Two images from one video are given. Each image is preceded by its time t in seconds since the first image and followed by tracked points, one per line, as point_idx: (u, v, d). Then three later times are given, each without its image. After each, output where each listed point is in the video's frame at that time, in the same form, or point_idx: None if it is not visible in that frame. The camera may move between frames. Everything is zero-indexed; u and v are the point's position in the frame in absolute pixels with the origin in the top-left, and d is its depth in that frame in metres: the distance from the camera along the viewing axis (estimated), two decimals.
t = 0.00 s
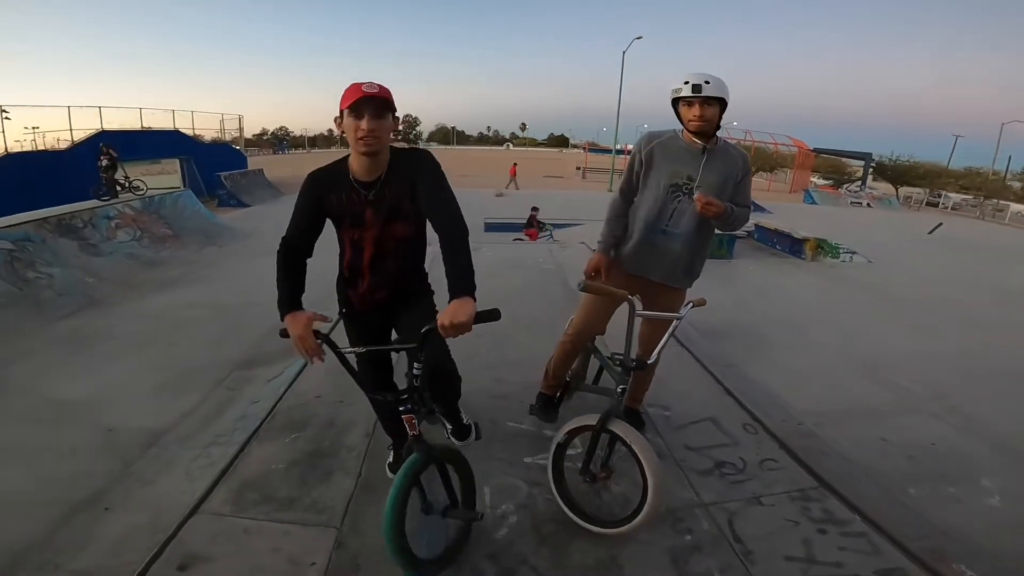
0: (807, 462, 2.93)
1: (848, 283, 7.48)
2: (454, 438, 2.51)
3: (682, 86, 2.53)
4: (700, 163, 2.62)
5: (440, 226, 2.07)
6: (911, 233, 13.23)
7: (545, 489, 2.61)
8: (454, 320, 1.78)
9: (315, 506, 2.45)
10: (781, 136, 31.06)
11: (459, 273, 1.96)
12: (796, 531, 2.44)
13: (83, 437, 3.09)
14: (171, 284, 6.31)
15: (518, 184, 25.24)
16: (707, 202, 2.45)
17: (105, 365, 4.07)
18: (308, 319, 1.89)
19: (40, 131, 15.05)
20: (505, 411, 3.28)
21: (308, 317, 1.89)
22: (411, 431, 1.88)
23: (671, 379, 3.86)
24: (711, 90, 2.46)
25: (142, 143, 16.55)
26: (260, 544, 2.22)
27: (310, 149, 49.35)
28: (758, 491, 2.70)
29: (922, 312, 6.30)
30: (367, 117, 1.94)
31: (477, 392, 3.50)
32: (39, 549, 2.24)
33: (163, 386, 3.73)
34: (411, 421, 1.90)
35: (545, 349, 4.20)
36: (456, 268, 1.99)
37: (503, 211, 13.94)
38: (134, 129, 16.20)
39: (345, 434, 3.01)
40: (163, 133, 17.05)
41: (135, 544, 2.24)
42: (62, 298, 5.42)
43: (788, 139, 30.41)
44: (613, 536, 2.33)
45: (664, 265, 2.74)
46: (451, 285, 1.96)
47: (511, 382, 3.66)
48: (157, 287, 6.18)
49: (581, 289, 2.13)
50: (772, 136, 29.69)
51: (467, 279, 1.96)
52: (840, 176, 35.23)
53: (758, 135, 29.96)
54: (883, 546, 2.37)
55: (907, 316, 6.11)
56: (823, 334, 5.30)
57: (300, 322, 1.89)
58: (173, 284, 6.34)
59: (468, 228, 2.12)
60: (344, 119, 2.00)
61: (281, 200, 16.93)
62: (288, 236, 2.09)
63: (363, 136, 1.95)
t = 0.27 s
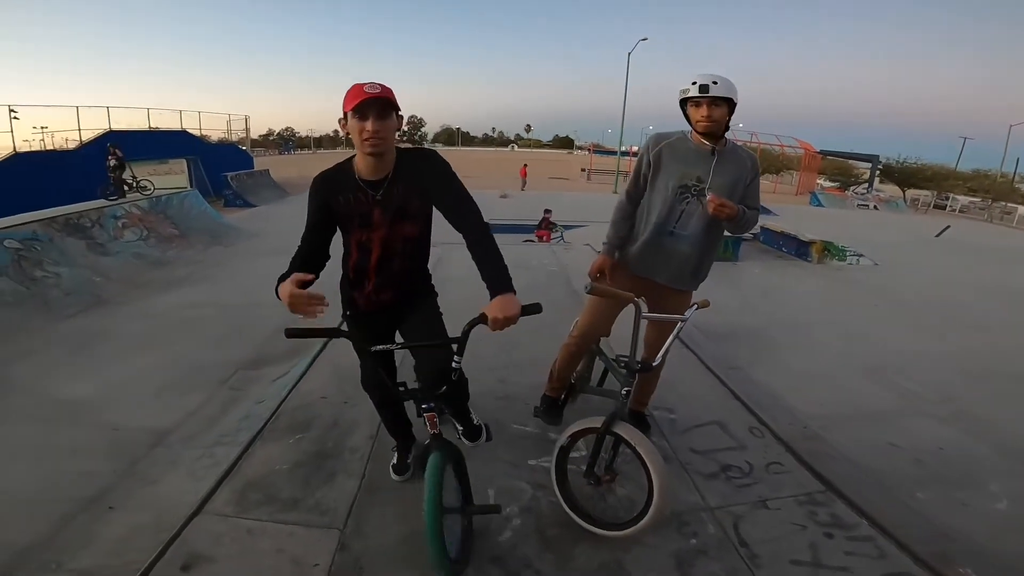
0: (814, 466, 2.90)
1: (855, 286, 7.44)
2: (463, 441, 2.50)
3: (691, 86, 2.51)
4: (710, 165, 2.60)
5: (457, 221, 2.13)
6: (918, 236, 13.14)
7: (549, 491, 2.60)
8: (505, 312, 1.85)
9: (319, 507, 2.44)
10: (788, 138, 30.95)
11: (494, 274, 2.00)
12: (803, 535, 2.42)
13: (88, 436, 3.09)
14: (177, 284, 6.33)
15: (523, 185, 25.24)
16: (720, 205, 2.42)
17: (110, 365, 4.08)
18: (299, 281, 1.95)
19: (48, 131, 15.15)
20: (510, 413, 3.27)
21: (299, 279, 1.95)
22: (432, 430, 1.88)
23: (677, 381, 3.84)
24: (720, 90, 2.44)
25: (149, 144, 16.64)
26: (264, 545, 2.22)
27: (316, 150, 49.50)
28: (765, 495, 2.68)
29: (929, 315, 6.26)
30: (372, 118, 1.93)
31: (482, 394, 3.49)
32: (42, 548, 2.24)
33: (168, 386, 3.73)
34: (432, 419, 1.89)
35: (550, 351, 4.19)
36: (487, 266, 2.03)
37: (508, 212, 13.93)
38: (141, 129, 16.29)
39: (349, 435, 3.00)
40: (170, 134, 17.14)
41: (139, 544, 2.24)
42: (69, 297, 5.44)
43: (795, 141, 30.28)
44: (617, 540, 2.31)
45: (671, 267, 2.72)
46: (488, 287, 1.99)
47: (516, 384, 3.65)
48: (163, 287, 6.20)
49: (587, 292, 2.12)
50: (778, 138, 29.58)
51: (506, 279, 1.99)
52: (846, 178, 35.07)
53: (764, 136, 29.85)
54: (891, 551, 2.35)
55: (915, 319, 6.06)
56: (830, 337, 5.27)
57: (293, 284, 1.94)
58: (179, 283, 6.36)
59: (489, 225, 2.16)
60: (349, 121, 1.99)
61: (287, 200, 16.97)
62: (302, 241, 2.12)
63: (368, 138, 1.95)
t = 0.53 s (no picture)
0: (822, 471, 2.88)
1: (863, 290, 7.39)
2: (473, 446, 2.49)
3: (698, 90, 2.51)
4: (718, 169, 2.60)
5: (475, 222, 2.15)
6: (927, 240, 13.04)
7: (555, 495, 2.59)
8: (529, 314, 1.86)
9: (325, 510, 2.45)
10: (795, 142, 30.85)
11: (511, 278, 2.01)
12: (811, 539, 2.40)
13: (95, 437, 3.11)
14: (184, 286, 6.36)
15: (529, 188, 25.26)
16: (737, 183, 2.35)
17: (118, 366, 4.11)
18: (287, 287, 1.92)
19: (59, 133, 15.30)
20: (516, 416, 3.27)
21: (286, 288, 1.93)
22: (448, 434, 1.88)
23: (683, 386, 3.82)
24: (726, 94, 2.43)
25: (158, 146, 16.78)
26: (269, 548, 2.22)
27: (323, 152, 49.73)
28: (772, 499, 2.66)
29: (938, 319, 6.21)
30: (392, 126, 1.94)
31: (487, 397, 3.49)
32: (49, 548, 2.25)
33: (175, 387, 3.75)
34: (448, 424, 1.89)
35: (556, 355, 4.18)
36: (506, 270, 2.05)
37: (513, 216, 13.95)
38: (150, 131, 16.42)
39: (355, 438, 3.01)
40: (179, 136, 17.27)
41: (145, 544, 2.25)
42: (78, 298, 5.48)
43: (802, 145, 30.18)
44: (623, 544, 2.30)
45: (681, 271, 2.71)
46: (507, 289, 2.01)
47: (522, 388, 3.64)
48: (171, 289, 6.23)
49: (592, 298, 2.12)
50: (785, 141, 29.50)
51: (523, 282, 1.99)
52: (854, 182, 34.90)
53: (771, 140, 29.77)
54: (899, 556, 2.32)
55: (924, 324, 6.01)
56: (838, 341, 5.23)
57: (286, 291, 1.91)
58: (186, 285, 6.40)
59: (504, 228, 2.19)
60: (370, 127, 1.99)
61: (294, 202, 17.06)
62: (316, 240, 2.07)
63: (388, 146, 1.96)
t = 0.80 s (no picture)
0: (829, 476, 2.86)
1: (871, 295, 7.34)
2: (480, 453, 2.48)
3: (705, 95, 2.46)
4: (724, 173, 2.59)
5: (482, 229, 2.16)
6: (936, 245, 12.95)
7: (559, 500, 2.58)
8: (539, 320, 1.87)
9: (330, 512, 2.45)
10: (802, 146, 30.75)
11: (519, 286, 2.01)
12: (817, 545, 2.38)
13: (102, 438, 3.13)
14: (192, 288, 6.40)
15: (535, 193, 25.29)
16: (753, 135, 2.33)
17: (126, 367, 4.13)
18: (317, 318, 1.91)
19: (70, 136, 15.47)
20: (521, 421, 3.26)
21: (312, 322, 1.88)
22: (455, 442, 1.87)
23: (689, 391, 3.81)
24: (729, 105, 2.37)
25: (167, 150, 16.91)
26: (273, 550, 2.22)
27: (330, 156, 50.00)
28: (778, 505, 2.64)
29: (947, 325, 6.15)
30: (411, 132, 1.94)
31: (492, 402, 3.48)
32: (55, 548, 2.26)
33: (182, 389, 3.77)
34: (456, 431, 1.88)
35: (561, 360, 4.18)
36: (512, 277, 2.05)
37: (519, 220, 13.96)
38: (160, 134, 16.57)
39: (360, 441, 3.01)
40: (188, 139, 17.42)
41: (150, 545, 2.26)
42: (86, 300, 5.52)
43: (809, 149, 30.07)
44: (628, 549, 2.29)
45: (689, 275, 2.70)
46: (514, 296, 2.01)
47: (528, 392, 3.64)
48: (178, 291, 6.27)
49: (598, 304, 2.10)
50: (792, 145, 29.42)
51: (531, 291, 2.00)
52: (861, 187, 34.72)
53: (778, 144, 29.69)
54: (907, 562, 2.30)
55: (933, 329, 5.96)
56: (845, 347, 5.20)
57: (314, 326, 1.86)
58: (193, 287, 6.44)
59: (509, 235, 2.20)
60: (387, 129, 1.99)
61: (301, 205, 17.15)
62: (324, 243, 2.06)
63: (405, 151, 1.96)
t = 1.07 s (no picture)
0: (834, 481, 2.85)
1: (877, 300, 7.31)
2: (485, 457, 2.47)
3: (705, 102, 2.47)
4: (726, 177, 2.60)
5: (489, 235, 2.16)
6: (943, 250, 12.88)
7: (563, 503, 2.58)
8: (547, 327, 1.89)
9: (334, 514, 2.46)
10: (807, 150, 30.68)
11: (526, 293, 2.02)
12: (821, 549, 2.37)
13: (108, 439, 3.15)
14: (198, 290, 6.44)
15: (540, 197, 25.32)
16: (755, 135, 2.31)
17: (132, 368, 4.16)
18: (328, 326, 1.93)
19: (79, 138, 15.62)
20: (525, 425, 3.26)
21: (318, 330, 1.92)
22: (461, 448, 1.87)
23: (694, 395, 3.80)
24: (729, 112, 2.39)
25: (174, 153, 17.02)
26: (277, 551, 2.23)
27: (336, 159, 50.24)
28: (782, 509, 2.63)
29: (954, 329, 6.12)
30: (418, 133, 1.95)
31: (497, 405, 3.49)
32: (61, 547, 2.28)
33: (187, 390, 3.79)
34: (462, 437, 1.89)
35: (566, 364, 4.18)
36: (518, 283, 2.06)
37: (525, 224, 13.98)
38: (168, 137, 16.69)
39: (365, 443, 3.02)
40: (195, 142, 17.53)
41: (155, 546, 2.27)
42: (94, 301, 5.56)
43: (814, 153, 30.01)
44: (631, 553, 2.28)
45: (692, 279, 2.70)
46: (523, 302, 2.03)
47: (532, 396, 3.64)
48: (185, 293, 6.31)
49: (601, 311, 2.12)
50: (798, 149, 29.34)
51: (539, 296, 2.01)
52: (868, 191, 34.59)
53: (783, 148, 29.64)
54: (912, 566, 2.29)
55: (940, 334, 5.93)
56: (851, 352, 5.18)
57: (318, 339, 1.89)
58: (200, 289, 6.48)
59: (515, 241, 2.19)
60: (396, 131, 2.01)
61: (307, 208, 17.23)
62: (332, 245, 2.09)
63: (412, 152, 1.97)
